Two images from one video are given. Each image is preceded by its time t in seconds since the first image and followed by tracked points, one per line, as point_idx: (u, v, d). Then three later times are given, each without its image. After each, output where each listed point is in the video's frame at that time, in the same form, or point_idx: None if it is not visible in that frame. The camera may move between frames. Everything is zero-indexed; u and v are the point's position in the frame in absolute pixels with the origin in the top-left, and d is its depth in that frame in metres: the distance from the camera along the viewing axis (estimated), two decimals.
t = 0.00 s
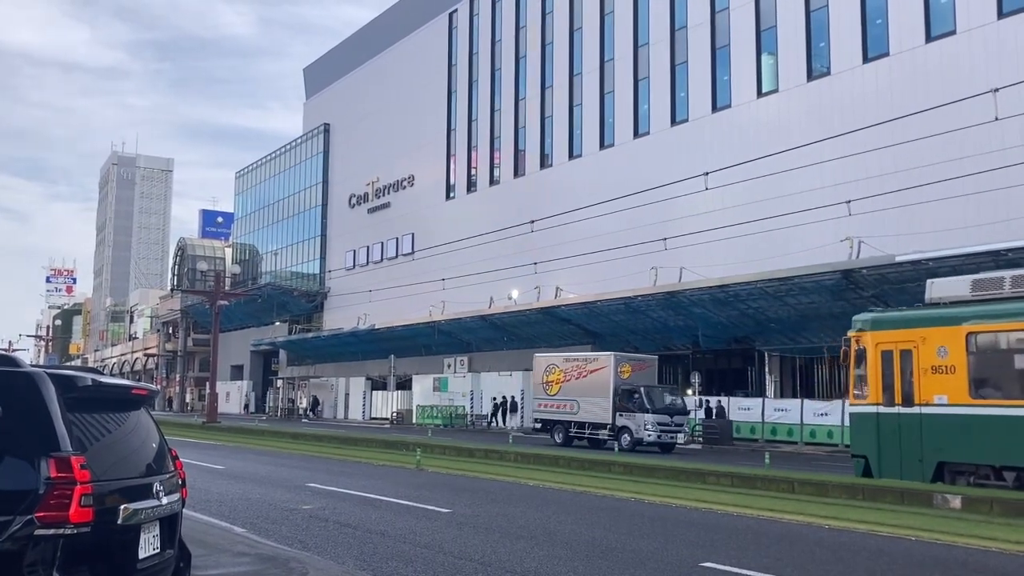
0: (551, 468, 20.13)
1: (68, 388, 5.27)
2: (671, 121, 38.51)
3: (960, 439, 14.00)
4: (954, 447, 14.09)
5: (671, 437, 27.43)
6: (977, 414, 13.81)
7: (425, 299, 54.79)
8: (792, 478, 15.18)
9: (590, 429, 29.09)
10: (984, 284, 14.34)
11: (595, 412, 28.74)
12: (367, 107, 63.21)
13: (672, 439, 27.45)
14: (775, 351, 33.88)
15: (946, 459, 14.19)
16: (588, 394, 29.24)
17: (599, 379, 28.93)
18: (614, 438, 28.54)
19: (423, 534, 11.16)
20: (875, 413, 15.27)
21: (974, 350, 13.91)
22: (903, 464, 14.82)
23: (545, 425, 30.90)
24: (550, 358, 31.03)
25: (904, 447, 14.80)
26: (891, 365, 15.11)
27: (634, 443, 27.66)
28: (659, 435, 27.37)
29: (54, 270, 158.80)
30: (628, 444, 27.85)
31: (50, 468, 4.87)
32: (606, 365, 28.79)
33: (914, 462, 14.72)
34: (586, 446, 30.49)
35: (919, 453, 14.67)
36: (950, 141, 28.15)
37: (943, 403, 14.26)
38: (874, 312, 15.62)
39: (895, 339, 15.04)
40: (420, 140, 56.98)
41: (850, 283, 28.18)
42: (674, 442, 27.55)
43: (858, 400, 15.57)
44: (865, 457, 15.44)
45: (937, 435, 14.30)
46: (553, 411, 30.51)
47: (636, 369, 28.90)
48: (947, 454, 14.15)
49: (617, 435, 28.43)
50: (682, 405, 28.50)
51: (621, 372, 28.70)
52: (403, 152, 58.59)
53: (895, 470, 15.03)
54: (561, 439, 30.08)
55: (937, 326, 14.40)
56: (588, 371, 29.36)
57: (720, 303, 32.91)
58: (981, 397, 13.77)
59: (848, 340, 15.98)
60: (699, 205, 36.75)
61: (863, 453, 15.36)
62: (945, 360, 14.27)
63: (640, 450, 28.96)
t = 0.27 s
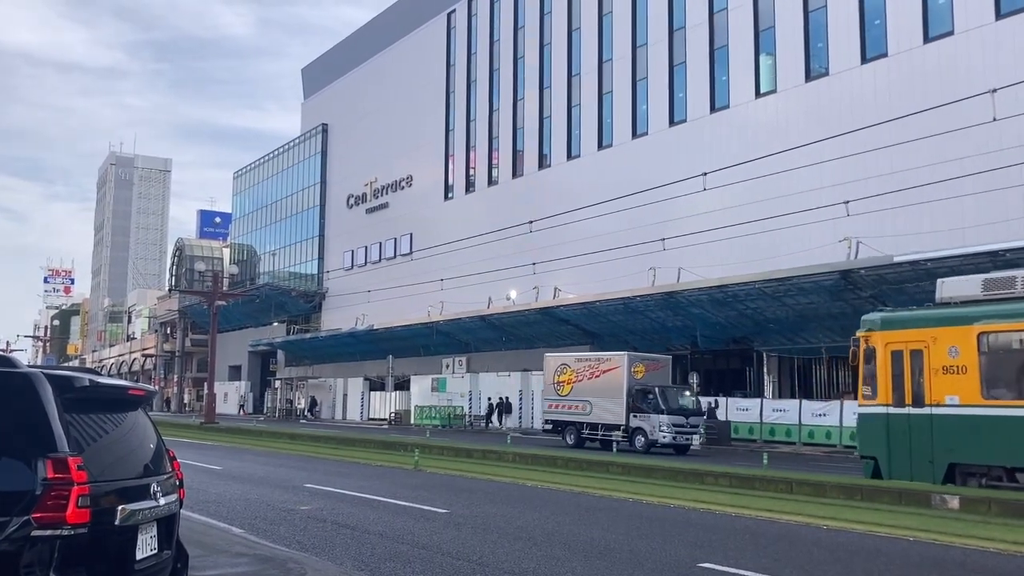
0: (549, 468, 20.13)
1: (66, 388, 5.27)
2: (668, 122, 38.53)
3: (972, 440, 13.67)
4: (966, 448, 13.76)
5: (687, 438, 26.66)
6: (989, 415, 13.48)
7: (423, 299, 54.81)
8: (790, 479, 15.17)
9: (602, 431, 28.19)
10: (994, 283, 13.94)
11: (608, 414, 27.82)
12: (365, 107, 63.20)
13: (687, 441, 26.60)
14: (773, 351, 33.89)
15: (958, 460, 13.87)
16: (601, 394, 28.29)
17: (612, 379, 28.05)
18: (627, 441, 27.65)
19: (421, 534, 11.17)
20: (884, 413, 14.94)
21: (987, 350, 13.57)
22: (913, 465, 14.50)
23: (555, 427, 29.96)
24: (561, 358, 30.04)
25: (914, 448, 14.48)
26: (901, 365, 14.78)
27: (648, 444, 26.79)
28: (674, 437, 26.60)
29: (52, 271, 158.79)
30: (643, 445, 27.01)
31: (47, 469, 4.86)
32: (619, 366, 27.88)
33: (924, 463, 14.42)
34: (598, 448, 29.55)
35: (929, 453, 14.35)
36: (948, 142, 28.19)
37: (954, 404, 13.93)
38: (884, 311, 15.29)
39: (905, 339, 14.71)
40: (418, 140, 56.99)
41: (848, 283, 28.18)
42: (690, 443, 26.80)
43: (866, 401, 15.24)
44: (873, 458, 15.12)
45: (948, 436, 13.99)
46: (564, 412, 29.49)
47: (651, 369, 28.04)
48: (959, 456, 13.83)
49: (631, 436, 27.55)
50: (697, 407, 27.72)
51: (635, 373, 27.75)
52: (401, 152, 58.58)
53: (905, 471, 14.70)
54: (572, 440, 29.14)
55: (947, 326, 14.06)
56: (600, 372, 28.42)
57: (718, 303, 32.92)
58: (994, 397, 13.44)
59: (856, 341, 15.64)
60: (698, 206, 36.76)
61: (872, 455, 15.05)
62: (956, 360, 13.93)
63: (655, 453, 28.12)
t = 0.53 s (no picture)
0: (547, 468, 20.13)
1: (64, 389, 5.26)
2: (667, 122, 38.54)
3: (982, 440, 13.55)
4: (977, 448, 13.63)
5: (702, 440, 25.99)
6: (1001, 415, 13.34)
7: (422, 299, 54.82)
8: (788, 479, 15.18)
9: (615, 432, 27.50)
10: (1006, 282, 13.80)
11: (621, 415, 27.13)
12: (364, 107, 63.19)
13: (703, 442, 25.89)
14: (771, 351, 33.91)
15: (969, 460, 13.72)
16: (614, 395, 27.56)
17: (625, 379, 27.34)
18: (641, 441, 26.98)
19: (420, 534, 11.16)
20: (894, 413, 14.83)
21: (998, 350, 13.43)
22: (923, 466, 14.39)
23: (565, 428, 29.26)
24: (570, 357, 29.37)
25: (924, 449, 14.36)
26: (911, 364, 14.67)
27: (663, 445, 26.13)
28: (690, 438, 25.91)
29: (51, 271, 158.66)
30: (658, 447, 26.32)
31: (45, 469, 4.86)
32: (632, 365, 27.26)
33: (935, 463, 14.28)
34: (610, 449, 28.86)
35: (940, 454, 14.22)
36: (946, 142, 28.21)
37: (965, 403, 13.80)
38: (894, 309, 15.19)
39: (915, 338, 14.59)
40: (416, 140, 56.98)
41: (846, 283, 28.20)
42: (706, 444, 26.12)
43: (876, 399, 15.14)
44: (883, 458, 14.98)
45: (959, 437, 13.85)
46: (575, 413, 28.81)
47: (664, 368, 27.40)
48: (970, 456, 13.69)
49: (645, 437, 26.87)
50: (713, 407, 26.98)
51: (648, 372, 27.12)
52: (400, 152, 58.56)
53: (915, 472, 14.58)
54: (584, 441, 28.46)
55: (958, 325, 13.92)
56: (612, 371, 27.79)
57: (717, 303, 32.93)
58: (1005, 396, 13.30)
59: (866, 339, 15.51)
60: (696, 206, 36.76)
61: (881, 455, 14.93)
62: (967, 360, 13.79)
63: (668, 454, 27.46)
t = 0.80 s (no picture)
0: (546, 468, 20.15)
1: (64, 387, 5.27)
2: (666, 121, 38.54)
3: (993, 441, 13.34)
4: (988, 448, 13.43)
5: (718, 441, 25.47)
6: (1013, 416, 13.13)
7: (421, 299, 54.82)
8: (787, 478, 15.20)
9: (628, 433, 26.94)
10: (1017, 281, 13.71)
11: (634, 415, 26.59)
12: (364, 107, 63.15)
13: (718, 443, 25.44)
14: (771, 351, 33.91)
15: (980, 461, 13.51)
16: (628, 394, 26.96)
17: (639, 378, 26.74)
18: (655, 442, 26.45)
19: (420, 534, 11.16)
20: (902, 413, 14.64)
21: (1010, 349, 13.22)
22: (932, 466, 14.19)
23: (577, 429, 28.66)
24: (582, 356, 28.76)
25: (934, 449, 14.16)
26: (920, 364, 14.45)
27: (678, 446, 25.63)
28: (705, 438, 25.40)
29: (50, 271, 158.59)
30: (672, 447, 25.80)
31: (45, 468, 4.87)
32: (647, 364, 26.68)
33: (944, 464, 14.09)
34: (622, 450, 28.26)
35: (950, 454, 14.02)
36: (946, 142, 28.22)
37: (976, 404, 13.58)
38: (902, 309, 14.97)
39: (924, 338, 14.38)
40: (416, 139, 56.96)
41: (846, 283, 28.21)
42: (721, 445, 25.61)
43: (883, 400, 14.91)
44: (892, 459, 14.80)
45: (969, 436, 13.65)
46: (587, 412, 28.20)
47: (679, 368, 26.84)
48: (981, 456, 13.49)
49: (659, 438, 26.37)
50: (728, 407, 26.47)
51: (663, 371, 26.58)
52: (399, 152, 58.54)
53: (925, 473, 14.38)
54: (596, 442, 27.81)
55: (969, 324, 13.71)
56: (625, 370, 27.22)
57: (716, 303, 32.95)
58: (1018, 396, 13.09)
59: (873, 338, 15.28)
60: (695, 205, 36.76)
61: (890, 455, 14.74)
62: (977, 359, 13.58)
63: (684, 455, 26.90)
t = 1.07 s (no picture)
0: (546, 468, 20.12)
1: (62, 387, 5.26)
2: (666, 121, 38.53)
3: (1004, 440, 13.20)
4: (999, 448, 13.28)
5: (733, 441, 25.17)
6: None
7: (420, 299, 54.81)
8: (786, 478, 15.20)
9: (641, 433, 26.71)
10: None
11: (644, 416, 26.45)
12: (363, 106, 63.10)
13: (734, 444, 25.14)
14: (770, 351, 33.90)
15: (991, 461, 13.35)
16: (640, 394, 26.76)
17: (652, 377, 26.54)
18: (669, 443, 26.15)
19: (419, 534, 11.15)
20: (911, 413, 14.52)
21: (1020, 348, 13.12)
22: (942, 467, 14.04)
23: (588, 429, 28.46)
24: (594, 356, 28.55)
25: (943, 449, 14.03)
26: (929, 364, 14.40)
27: (693, 447, 25.34)
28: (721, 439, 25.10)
29: (49, 271, 158.40)
30: (687, 448, 25.52)
31: (44, 468, 4.86)
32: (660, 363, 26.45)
33: (954, 464, 13.93)
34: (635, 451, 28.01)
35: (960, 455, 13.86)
36: (945, 142, 28.23)
37: (986, 403, 13.47)
38: (913, 308, 14.95)
39: (934, 337, 14.34)
40: (415, 139, 56.93)
41: (845, 282, 28.21)
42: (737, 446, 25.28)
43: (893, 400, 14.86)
44: (901, 459, 14.66)
45: (980, 436, 13.51)
46: (599, 413, 27.97)
47: (694, 368, 26.63)
48: (991, 456, 13.34)
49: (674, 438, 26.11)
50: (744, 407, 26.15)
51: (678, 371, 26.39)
52: (399, 152, 58.51)
53: (934, 474, 14.23)
54: (608, 443, 27.59)
55: (979, 324, 13.64)
56: (637, 370, 26.99)
57: (716, 303, 32.94)
58: None
59: (882, 337, 15.27)
60: (695, 205, 36.76)
61: (898, 455, 14.63)
62: (987, 359, 13.49)
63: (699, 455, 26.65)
